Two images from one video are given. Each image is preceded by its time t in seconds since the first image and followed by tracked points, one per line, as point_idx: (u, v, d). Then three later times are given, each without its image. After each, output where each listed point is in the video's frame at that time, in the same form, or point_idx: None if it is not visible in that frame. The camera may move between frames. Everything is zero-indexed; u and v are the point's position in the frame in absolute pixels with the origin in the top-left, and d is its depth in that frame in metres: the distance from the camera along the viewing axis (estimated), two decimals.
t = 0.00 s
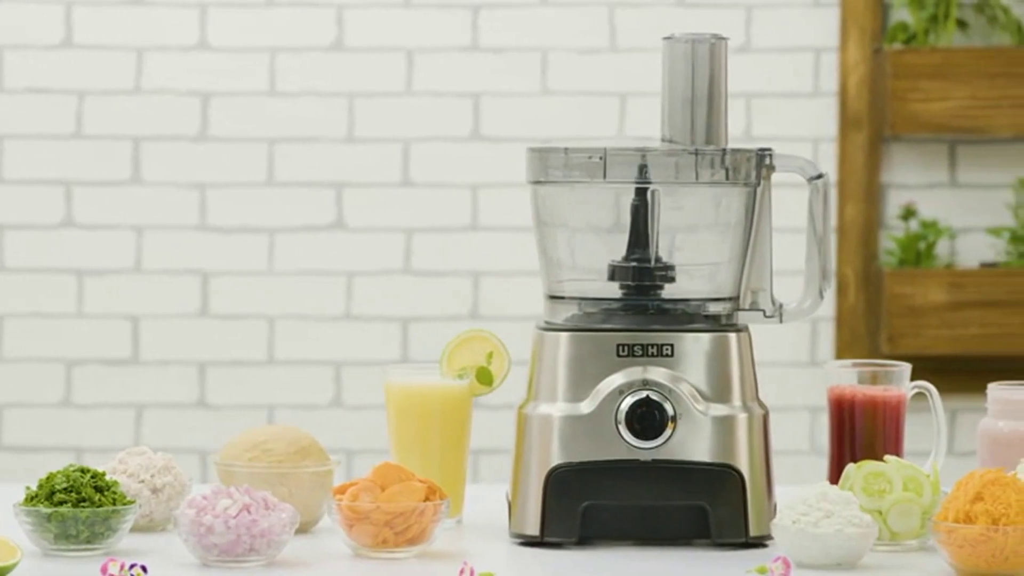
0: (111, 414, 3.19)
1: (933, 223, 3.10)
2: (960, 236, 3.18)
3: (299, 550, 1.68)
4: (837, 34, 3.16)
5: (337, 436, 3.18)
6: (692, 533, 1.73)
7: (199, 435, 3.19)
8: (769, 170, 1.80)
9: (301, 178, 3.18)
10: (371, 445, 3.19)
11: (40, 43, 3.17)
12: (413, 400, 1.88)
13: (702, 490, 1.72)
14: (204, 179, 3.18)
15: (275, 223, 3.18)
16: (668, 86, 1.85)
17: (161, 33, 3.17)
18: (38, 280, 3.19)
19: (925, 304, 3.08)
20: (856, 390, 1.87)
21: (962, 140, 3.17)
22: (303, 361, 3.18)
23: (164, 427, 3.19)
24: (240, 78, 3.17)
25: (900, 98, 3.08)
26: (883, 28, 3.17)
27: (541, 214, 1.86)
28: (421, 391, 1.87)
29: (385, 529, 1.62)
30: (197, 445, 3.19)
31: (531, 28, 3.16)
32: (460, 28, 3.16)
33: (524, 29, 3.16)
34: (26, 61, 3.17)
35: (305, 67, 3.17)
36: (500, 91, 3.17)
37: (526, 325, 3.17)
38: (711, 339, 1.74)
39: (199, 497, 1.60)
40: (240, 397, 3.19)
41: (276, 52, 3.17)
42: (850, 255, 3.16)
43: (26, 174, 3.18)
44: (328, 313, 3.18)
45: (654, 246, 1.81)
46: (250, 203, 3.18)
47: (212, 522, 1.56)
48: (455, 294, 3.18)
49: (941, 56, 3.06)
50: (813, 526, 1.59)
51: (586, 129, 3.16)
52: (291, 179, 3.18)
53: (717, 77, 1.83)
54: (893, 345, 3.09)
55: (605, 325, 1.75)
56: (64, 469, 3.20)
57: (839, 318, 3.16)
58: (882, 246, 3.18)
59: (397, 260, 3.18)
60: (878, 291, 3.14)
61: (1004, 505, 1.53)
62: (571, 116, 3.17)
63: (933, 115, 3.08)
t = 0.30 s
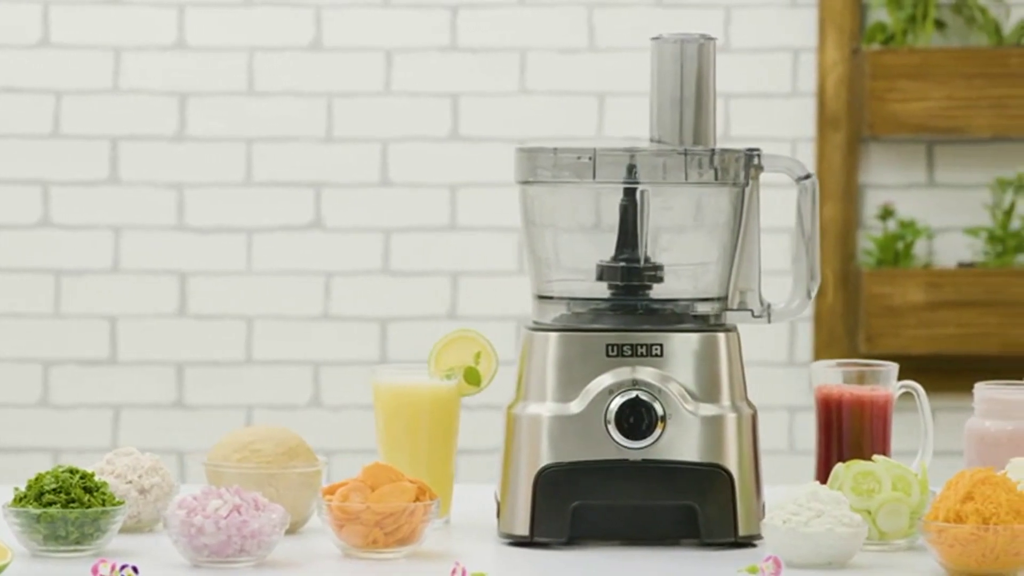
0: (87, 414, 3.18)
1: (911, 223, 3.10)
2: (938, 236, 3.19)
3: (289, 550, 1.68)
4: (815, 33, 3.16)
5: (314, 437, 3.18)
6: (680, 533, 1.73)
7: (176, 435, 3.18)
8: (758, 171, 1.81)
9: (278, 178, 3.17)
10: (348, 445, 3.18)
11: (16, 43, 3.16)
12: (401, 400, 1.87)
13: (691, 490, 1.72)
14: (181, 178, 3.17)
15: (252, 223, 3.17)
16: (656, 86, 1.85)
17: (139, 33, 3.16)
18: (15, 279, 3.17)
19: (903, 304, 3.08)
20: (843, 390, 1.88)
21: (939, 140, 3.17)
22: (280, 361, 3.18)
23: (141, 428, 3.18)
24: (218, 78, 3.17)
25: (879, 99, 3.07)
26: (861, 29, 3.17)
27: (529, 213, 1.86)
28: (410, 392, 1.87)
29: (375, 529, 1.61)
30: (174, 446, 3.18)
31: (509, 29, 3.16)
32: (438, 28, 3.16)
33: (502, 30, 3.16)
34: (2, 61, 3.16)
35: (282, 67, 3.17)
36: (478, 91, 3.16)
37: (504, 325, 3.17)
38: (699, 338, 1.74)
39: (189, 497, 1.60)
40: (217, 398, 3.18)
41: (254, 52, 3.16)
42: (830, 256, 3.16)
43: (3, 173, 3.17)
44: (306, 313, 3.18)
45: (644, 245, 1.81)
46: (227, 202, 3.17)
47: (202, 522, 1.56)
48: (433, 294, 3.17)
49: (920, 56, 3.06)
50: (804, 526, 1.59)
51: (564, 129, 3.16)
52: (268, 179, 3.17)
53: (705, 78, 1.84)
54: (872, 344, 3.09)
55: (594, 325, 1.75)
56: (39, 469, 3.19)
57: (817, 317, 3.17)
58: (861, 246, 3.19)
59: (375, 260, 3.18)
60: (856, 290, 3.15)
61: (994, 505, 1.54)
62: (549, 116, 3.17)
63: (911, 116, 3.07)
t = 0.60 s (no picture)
0: (62, 414, 3.17)
1: (886, 223, 3.12)
2: (913, 236, 3.20)
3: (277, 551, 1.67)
4: (790, 34, 3.17)
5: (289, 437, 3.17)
6: (667, 533, 1.74)
7: (151, 436, 3.17)
8: (744, 170, 1.80)
9: (254, 178, 3.17)
10: (323, 445, 3.18)
11: None
12: (387, 402, 1.87)
13: (678, 490, 1.72)
14: (156, 178, 3.17)
15: (228, 223, 3.17)
16: (643, 85, 1.85)
17: (114, 33, 3.15)
18: None
19: (878, 304, 3.08)
20: (828, 390, 1.88)
21: (913, 140, 3.18)
22: (256, 362, 3.17)
23: (116, 428, 3.17)
24: (193, 77, 3.16)
25: (853, 99, 3.06)
26: (837, 28, 3.18)
27: (516, 214, 1.86)
28: (396, 392, 1.87)
29: (363, 529, 1.61)
30: (148, 446, 3.17)
31: (485, 29, 3.16)
32: (414, 27, 3.16)
33: (477, 30, 3.16)
34: None
35: (258, 67, 3.16)
36: (454, 91, 3.16)
37: (481, 325, 3.17)
38: (686, 339, 1.74)
39: (177, 498, 1.60)
40: (192, 398, 3.18)
41: (229, 52, 3.16)
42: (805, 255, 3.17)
43: None
44: (281, 313, 3.17)
45: (631, 245, 1.81)
46: (202, 202, 3.17)
47: (191, 523, 1.56)
48: (409, 294, 3.17)
49: (895, 57, 3.05)
50: (792, 526, 1.59)
51: (539, 129, 3.17)
52: (243, 179, 3.17)
53: (691, 78, 1.84)
54: (847, 344, 3.08)
55: (581, 324, 1.75)
56: (12, 470, 3.18)
57: (793, 317, 3.17)
58: (836, 246, 3.19)
59: (350, 260, 3.17)
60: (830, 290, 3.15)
61: (982, 504, 1.55)
62: (524, 116, 3.17)
63: (886, 116, 3.07)
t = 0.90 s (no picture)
0: (33, 415, 3.15)
1: (857, 223, 3.12)
2: (885, 236, 3.20)
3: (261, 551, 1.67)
4: (761, 34, 3.18)
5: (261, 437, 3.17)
6: (649, 533, 1.74)
7: (123, 437, 3.16)
8: (728, 171, 1.81)
9: (226, 178, 3.16)
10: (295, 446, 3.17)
11: None
12: (370, 401, 1.86)
13: (662, 489, 1.72)
14: (128, 178, 3.16)
15: (200, 223, 3.16)
16: (626, 84, 1.85)
17: (85, 32, 3.14)
18: None
19: (850, 304, 3.09)
20: (810, 390, 1.89)
21: (885, 140, 3.19)
22: (228, 362, 3.16)
23: (88, 429, 3.15)
24: (165, 77, 3.15)
25: (828, 100, 3.08)
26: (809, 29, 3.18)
27: (500, 214, 1.87)
28: (379, 392, 1.86)
29: (348, 530, 1.61)
30: (120, 447, 3.16)
31: (456, 29, 3.16)
32: (387, 27, 3.15)
33: (449, 30, 3.16)
34: None
35: (230, 66, 3.15)
36: (426, 90, 3.16)
37: (453, 324, 3.17)
38: (670, 339, 1.74)
39: (163, 499, 1.59)
40: (164, 399, 3.17)
41: (202, 51, 3.15)
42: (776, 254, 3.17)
43: None
44: (254, 313, 3.16)
45: (615, 245, 1.81)
46: (174, 202, 3.16)
47: (177, 523, 1.55)
48: (381, 294, 3.17)
49: (867, 57, 3.07)
50: (777, 525, 1.60)
51: (511, 128, 3.17)
52: (216, 179, 3.16)
53: (675, 78, 1.84)
54: (819, 344, 3.09)
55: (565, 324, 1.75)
56: None
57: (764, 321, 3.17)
58: (808, 246, 3.20)
59: (323, 260, 3.17)
60: (803, 292, 3.16)
61: (967, 504, 1.55)
62: (496, 116, 3.17)
63: (858, 116, 3.09)
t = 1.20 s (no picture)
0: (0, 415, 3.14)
1: (826, 223, 3.13)
2: (853, 236, 3.22)
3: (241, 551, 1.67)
4: (729, 36, 3.18)
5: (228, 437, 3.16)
6: (630, 532, 1.74)
7: (90, 436, 3.15)
8: (707, 170, 1.81)
9: (195, 177, 3.15)
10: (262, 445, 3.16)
11: None
12: (352, 401, 1.86)
13: (644, 488, 1.73)
14: (96, 177, 3.14)
15: (168, 222, 3.15)
16: (607, 84, 1.86)
17: (52, 31, 3.13)
18: None
19: (819, 304, 3.10)
20: (790, 389, 1.89)
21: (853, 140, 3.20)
22: (196, 361, 3.15)
23: (55, 429, 3.14)
24: (133, 76, 3.14)
25: (796, 100, 3.08)
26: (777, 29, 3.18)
27: (480, 214, 1.87)
28: (360, 392, 1.86)
29: (331, 530, 1.60)
30: (87, 447, 3.15)
31: (424, 29, 3.15)
32: (356, 26, 3.15)
33: (418, 29, 3.15)
34: None
35: (199, 65, 3.14)
36: (395, 90, 3.15)
37: (422, 324, 3.17)
38: (651, 338, 1.75)
39: (145, 498, 1.59)
40: (132, 399, 3.16)
41: (170, 51, 3.14)
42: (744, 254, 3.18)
43: None
44: (222, 313, 3.16)
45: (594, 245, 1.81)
46: (143, 201, 3.15)
47: (160, 523, 1.55)
48: (350, 294, 3.16)
49: (835, 57, 3.08)
50: (760, 525, 1.60)
51: (479, 127, 3.16)
52: (185, 178, 3.15)
53: (655, 79, 1.85)
54: (788, 343, 3.10)
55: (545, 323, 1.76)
56: None
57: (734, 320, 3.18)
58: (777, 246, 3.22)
59: (292, 259, 3.16)
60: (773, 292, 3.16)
61: (951, 502, 1.57)
62: (464, 115, 3.16)
63: (826, 116, 3.09)
